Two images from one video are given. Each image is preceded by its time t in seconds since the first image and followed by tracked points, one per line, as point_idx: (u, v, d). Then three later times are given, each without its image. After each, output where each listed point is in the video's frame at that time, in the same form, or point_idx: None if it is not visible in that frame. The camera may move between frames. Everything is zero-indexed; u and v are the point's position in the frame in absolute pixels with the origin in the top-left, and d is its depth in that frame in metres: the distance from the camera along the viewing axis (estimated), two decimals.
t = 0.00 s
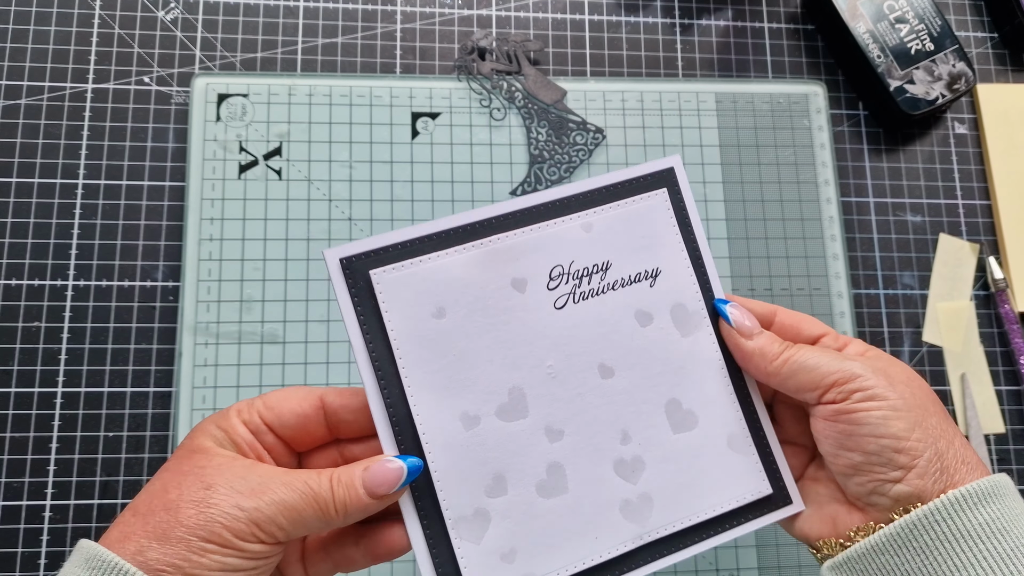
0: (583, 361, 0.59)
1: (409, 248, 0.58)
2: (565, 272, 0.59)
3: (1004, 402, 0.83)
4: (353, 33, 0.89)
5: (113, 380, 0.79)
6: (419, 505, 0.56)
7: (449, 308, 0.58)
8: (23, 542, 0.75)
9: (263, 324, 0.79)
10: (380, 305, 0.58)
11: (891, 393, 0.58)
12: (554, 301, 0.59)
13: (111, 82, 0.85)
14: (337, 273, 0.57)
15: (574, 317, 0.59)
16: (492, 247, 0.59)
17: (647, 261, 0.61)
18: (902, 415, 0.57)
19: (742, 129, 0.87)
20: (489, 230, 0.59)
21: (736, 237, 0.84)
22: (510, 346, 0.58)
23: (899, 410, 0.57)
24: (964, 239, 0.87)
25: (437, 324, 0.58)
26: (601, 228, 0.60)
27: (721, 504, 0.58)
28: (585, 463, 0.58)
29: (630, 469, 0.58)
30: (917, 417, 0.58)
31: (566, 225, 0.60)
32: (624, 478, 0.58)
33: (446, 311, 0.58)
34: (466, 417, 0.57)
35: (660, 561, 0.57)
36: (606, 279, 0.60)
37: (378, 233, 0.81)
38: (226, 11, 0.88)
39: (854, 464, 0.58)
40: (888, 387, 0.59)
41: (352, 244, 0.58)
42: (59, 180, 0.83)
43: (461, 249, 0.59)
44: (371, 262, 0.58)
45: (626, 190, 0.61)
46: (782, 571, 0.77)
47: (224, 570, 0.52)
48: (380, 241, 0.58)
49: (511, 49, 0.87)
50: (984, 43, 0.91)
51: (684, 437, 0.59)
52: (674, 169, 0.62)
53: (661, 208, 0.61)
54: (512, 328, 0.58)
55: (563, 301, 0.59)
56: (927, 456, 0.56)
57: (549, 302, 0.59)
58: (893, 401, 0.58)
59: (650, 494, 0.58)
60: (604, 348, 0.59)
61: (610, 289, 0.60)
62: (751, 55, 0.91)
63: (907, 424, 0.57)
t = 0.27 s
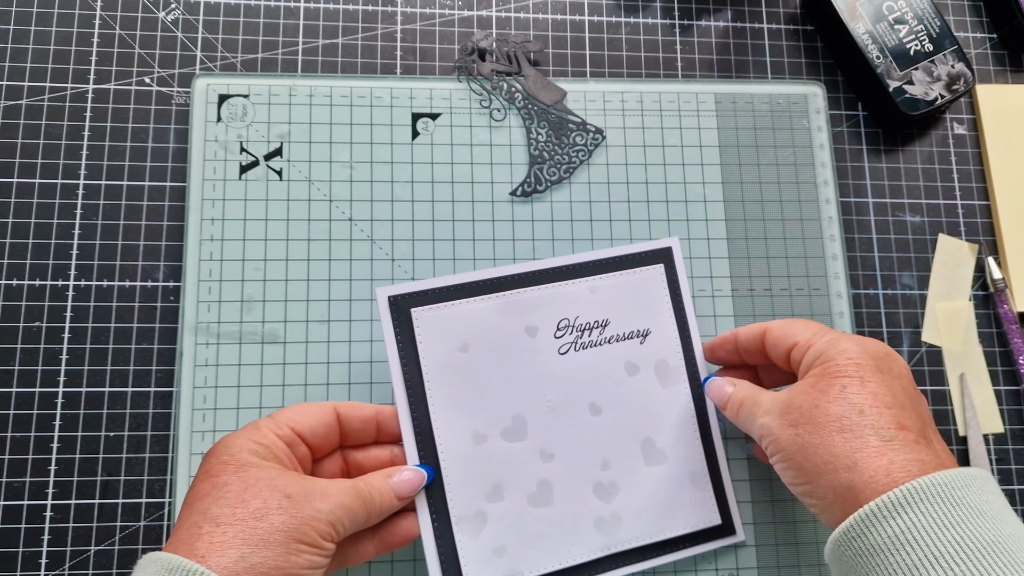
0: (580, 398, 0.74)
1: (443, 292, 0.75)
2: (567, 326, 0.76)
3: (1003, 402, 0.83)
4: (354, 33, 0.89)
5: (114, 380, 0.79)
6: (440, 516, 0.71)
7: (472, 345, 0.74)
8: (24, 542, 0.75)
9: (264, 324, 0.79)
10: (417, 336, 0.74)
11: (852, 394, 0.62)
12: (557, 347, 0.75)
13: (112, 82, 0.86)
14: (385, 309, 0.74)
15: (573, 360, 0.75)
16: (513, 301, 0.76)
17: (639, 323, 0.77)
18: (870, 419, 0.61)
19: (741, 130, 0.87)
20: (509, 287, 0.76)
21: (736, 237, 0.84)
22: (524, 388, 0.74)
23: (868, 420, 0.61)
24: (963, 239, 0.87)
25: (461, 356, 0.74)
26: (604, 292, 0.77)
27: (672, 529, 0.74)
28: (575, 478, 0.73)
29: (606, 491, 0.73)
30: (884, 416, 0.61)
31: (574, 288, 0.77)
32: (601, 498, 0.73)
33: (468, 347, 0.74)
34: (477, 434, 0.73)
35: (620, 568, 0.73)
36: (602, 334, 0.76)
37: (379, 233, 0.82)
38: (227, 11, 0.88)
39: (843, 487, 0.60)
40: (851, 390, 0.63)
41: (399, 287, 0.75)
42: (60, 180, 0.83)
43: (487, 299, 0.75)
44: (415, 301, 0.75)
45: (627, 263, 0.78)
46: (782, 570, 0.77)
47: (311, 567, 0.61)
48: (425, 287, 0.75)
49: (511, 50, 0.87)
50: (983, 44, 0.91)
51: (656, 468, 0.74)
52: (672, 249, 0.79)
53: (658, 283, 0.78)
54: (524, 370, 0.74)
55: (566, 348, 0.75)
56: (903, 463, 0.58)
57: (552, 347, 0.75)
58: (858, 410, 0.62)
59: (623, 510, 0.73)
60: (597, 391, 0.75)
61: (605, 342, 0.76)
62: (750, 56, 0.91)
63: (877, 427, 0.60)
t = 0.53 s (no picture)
0: (589, 363, 0.79)
1: (458, 264, 0.80)
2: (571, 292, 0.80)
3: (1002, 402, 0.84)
4: (354, 35, 0.89)
5: (116, 380, 0.80)
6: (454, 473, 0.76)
7: (484, 312, 0.79)
8: (26, 541, 0.76)
9: (265, 323, 0.79)
10: (433, 302, 0.79)
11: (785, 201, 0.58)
12: (567, 314, 0.80)
13: (113, 83, 0.86)
14: (404, 278, 0.80)
15: (581, 326, 0.79)
16: (525, 270, 0.80)
17: (648, 291, 0.81)
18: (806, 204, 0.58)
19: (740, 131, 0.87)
20: (521, 258, 0.81)
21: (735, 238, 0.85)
22: (540, 349, 0.78)
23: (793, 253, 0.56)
24: (961, 239, 0.87)
25: (475, 321, 0.79)
26: (612, 262, 0.82)
27: (682, 491, 0.77)
28: (588, 436, 0.77)
29: (616, 450, 0.77)
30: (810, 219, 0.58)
31: (583, 258, 0.82)
32: (612, 457, 0.77)
33: (482, 314, 0.79)
34: (490, 394, 0.77)
35: (628, 527, 0.76)
36: (612, 302, 0.80)
37: (379, 234, 0.82)
38: (228, 13, 0.88)
39: (769, 305, 0.57)
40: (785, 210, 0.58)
41: (419, 257, 0.81)
42: (62, 181, 0.84)
43: (500, 268, 0.80)
44: (430, 272, 0.80)
45: (635, 235, 0.82)
46: (779, 569, 0.78)
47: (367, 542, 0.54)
48: (442, 258, 0.81)
49: (510, 51, 0.88)
50: (982, 45, 0.92)
51: (664, 431, 0.78)
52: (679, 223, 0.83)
53: (665, 253, 0.82)
54: (537, 333, 0.79)
55: (575, 314, 0.80)
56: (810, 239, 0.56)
57: (564, 313, 0.79)
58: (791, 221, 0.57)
59: (633, 468, 0.77)
60: (608, 354, 0.79)
61: (614, 309, 0.80)
62: (749, 57, 0.92)
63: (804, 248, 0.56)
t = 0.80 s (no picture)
0: (589, 363, 0.79)
1: (457, 263, 0.80)
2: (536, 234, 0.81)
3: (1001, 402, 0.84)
4: (354, 36, 0.90)
5: (117, 380, 0.80)
6: (454, 473, 0.76)
7: (484, 312, 0.79)
8: (26, 541, 0.76)
9: (266, 323, 0.79)
10: (433, 302, 0.79)
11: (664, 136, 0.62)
12: (568, 313, 0.80)
13: (114, 84, 0.86)
14: (404, 278, 0.80)
15: (581, 326, 0.80)
16: (525, 270, 0.81)
17: (648, 291, 0.81)
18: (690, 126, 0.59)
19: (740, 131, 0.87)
20: (520, 258, 0.81)
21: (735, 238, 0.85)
22: (539, 348, 0.79)
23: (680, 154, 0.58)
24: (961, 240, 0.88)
25: (475, 321, 0.79)
26: (611, 262, 0.82)
27: (682, 491, 0.77)
28: (585, 435, 0.77)
29: (615, 450, 0.77)
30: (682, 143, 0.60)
31: (583, 258, 0.82)
32: (611, 457, 0.77)
33: (482, 313, 0.79)
34: (490, 394, 0.77)
35: (629, 527, 0.77)
36: (612, 302, 0.80)
37: (379, 234, 0.82)
38: (228, 14, 0.89)
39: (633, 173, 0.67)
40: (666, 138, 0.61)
41: (418, 258, 0.81)
42: (63, 181, 0.84)
43: (500, 268, 0.80)
44: (429, 272, 0.80)
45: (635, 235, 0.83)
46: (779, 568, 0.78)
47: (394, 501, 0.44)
48: (441, 258, 0.81)
49: (511, 51, 0.87)
50: (981, 45, 0.92)
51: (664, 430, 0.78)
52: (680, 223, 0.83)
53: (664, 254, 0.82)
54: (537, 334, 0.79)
55: (575, 314, 0.80)
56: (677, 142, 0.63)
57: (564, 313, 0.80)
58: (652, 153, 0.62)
59: (633, 468, 0.77)
60: (608, 356, 0.79)
61: (614, 309, 0.81)
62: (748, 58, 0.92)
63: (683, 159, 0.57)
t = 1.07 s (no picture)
0: (589, 363, 0.79)
1: (457, 264, 0.80)
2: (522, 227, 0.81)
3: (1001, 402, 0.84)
4: (354, 36, 0.90)
5: (117, 380, 0.80)
6: (454, 473, 0.76)
7: (484, 312, 0.79)
8: (26, 541, 0.76)
9: (266, 323, 0.79)
10: (433, 302, 0.79)
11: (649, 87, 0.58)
12: (568, 314, 0.80)
13: (114, 84, 0.86)
14: (404, 278, 0.80)
15: (581, 326, 0.80)
16: (525, 270, 0.81)
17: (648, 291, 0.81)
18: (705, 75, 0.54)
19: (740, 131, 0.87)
20: (520, 258, 0.81)
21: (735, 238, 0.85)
22: (539, 349, 0.79)
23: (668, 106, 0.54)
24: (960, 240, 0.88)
25: (475, 321, 0.79)
26: (612, 261, 0.82)
27: (682, 491, 0.77)
28: (586, 435, 0.77)
29: (615, 450, 0.77)
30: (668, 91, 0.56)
31: (584, 258, 0.82)
32: (611, 457, 0.77)
33: (482, 313, 0.79)
34: (490, 394, 0.77)
35: (629, 527, 0.77)
36: (612, 302, 0.81)
37: (379, 234, 0.82)
38: (228, 14, 0.89)
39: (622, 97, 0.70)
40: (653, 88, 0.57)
41: (418, 257, 0.81)
42: (63, 181, 0.84)
43: (500, 268, 0.81)
44: (429, 272, 0.80)
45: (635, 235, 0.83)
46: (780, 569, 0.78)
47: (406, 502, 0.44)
48: (441, 257, 0.81)
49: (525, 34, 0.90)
50: (981, 45, 0.92)
51: (664, 430, 0.78)
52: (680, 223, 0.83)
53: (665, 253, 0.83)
54: (536, 333, 0.79)
55: (575, 314, 0.80)
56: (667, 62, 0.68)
57: (564, 313, 0.80)
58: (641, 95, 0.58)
59: (632, 468, 0.77)
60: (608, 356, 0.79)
61: (614, 309, 0.81)
62: (748, 58, 0.92)
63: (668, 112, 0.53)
